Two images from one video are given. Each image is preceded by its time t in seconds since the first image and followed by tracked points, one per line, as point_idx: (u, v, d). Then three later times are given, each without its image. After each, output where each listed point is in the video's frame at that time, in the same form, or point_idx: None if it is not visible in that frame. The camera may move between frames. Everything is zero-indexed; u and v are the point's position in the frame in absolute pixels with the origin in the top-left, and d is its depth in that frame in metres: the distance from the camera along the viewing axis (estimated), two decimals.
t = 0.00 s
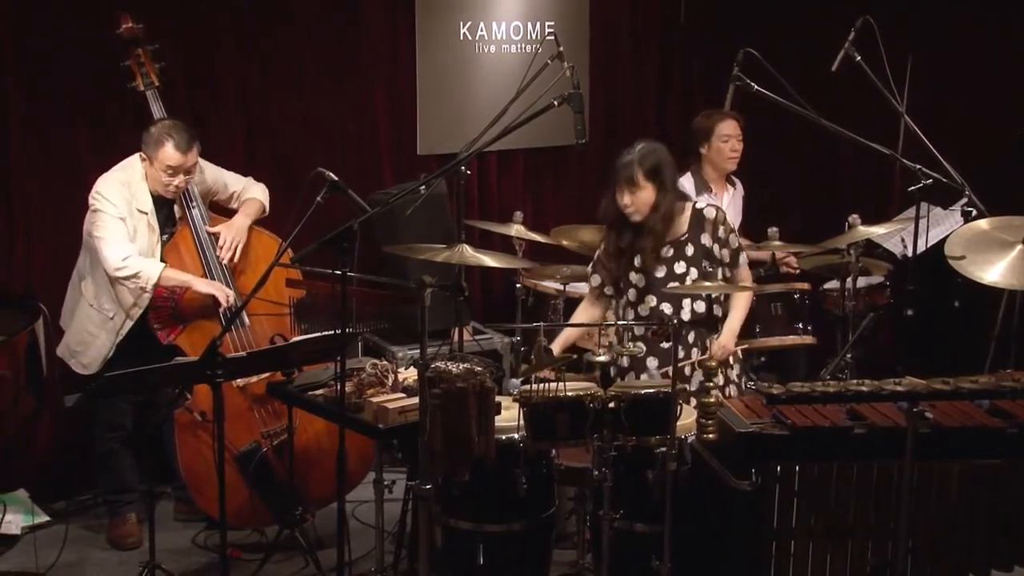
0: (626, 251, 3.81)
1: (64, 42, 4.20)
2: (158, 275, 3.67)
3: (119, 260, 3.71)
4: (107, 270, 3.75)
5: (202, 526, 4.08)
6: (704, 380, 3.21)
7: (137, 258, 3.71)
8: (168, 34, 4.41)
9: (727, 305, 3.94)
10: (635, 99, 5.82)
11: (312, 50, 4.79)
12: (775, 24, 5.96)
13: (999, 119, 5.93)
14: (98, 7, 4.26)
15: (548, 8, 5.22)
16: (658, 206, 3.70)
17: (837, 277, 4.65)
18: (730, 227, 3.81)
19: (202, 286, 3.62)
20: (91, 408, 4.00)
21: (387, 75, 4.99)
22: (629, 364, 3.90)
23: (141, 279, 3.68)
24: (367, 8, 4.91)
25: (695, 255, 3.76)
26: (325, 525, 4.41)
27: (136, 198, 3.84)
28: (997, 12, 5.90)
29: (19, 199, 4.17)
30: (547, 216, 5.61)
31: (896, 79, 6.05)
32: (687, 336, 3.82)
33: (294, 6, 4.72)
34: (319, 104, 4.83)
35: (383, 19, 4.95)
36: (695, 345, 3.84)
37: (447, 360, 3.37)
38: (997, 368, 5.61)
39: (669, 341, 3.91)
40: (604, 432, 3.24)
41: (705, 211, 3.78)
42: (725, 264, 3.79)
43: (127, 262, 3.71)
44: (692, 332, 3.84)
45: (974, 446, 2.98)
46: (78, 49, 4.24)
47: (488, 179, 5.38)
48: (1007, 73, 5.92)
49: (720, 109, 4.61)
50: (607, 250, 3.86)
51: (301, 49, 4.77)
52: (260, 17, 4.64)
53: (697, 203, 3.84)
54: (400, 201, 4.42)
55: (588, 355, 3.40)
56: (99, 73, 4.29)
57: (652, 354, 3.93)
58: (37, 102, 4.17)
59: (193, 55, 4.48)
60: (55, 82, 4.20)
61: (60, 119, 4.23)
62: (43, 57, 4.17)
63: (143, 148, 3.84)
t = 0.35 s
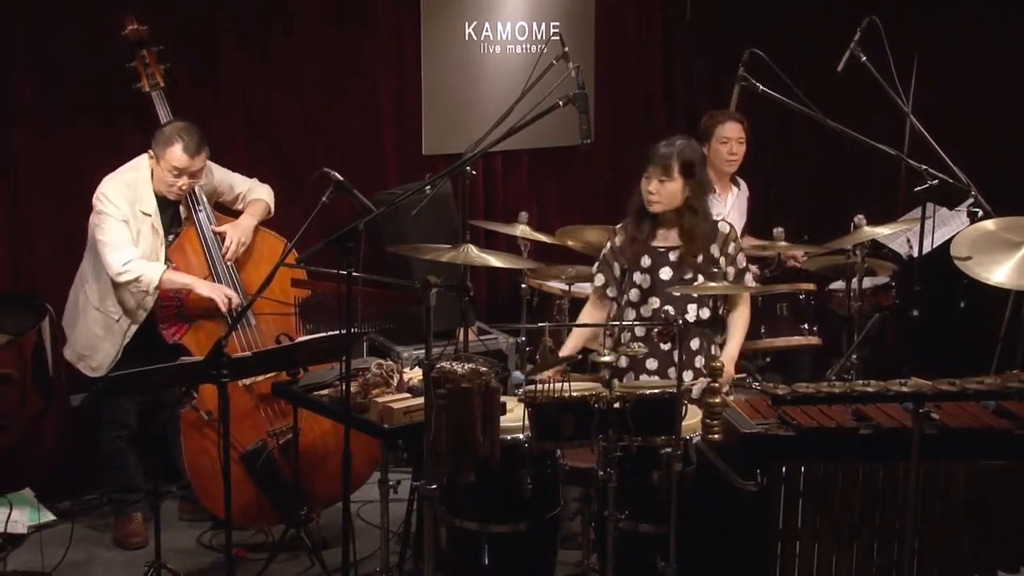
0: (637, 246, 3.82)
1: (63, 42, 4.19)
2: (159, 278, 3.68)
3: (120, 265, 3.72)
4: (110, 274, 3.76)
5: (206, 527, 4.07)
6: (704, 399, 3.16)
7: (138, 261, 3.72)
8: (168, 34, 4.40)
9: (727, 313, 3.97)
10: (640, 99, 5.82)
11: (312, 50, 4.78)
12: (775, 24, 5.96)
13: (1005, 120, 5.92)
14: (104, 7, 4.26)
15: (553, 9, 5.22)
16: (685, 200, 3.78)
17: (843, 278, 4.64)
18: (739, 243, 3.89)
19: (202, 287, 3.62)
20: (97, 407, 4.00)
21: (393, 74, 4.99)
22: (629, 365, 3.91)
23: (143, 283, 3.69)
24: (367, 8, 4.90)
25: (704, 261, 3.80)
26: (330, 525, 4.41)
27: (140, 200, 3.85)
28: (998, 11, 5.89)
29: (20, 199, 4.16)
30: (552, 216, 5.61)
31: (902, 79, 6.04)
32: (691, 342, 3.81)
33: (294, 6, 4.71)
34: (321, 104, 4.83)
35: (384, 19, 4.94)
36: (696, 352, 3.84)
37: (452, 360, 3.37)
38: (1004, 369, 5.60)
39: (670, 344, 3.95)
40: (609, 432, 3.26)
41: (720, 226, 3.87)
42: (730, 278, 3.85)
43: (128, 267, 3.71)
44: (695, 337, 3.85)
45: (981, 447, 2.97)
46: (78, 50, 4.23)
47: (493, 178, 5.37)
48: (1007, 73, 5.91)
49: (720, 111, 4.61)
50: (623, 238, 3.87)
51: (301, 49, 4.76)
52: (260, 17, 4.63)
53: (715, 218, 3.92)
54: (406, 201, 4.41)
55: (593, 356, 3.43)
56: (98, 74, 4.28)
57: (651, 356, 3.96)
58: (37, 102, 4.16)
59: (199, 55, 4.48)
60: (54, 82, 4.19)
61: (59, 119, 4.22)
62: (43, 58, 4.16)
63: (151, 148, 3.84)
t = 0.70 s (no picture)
0: (648, 245, 3.74)
1: (64, 42, 4.13)
2: (158, 283, 3.65)
3: (119, 272, 3.68)
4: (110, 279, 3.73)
5: (213, 530, 4.01)
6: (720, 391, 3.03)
7: (136, 269, 3.67)
8: (169, 34, 4.33)
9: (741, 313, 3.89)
10: (654, 98, 5.75)
11: (323, 48, 4.72)
12: (784, 22, 5.87)
13: None
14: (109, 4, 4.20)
15: (565, 7, 5.17)
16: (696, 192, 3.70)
17: (860, 280, 4.56)
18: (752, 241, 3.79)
19: (199, 289, 3.59)
20: (102, 409, 3.93)
21: (403, 73, 4.92)
22: (639, 367, 3.87)
23: (141, 289, 3.67)
24: (373, 6, 4.82)
25: (715, 260, 3.71)
26: (338, 529, 4.35)
27: (145, 203, 3.80)
28: (995, 12, 5.84)
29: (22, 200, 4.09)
30: (564, 216, 5.54)
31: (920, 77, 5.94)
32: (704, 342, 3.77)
33: (294, 6, 4.63)
34: (328, 103, 4.75)
35: (391, 17, 4.86)
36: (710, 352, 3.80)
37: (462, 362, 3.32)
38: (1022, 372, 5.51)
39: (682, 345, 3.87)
40: (622, 436, 3.19)
41: (732, 224, 3.77)
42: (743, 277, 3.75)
43: (126, 273, 3.67)
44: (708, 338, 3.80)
45: (1003, 453, 2.89)
46: (79, 50, 4.17)
47: (505, 178, 5.31)
48: None
49: (733, 109, 4.53)
50: (634, 235, 3.79)
51: (307, 49, 4.68)
52: (260, 17, 4.56)
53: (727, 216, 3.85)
54: (415, 201, 4.35)
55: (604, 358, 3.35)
56: (99, 73, 4.21)
57: (663, 358, 3.88)
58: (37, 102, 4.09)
59: (206, 53, 4.43)
60: (56, 83, 4.12)
61: (61, 118, 4.16)
62: (43, 57, 4.09)
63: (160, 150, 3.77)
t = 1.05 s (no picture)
0: (666, 252, 3.59)
1: (62, 41, 4.01)
2: (166, 275, 3.50)
3: (123, 266, 3.53)
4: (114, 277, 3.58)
5: (219, 539, 3.87)
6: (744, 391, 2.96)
7: (143, 262, 3.53)
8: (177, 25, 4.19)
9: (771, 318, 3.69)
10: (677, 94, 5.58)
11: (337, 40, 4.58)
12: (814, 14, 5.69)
13: None
14: None
15: None
16: (693, 197, 3.49)
17: (893, 282, 4.38)
18: (777, 238, 3.57)
19: (206, 281, 3.44)
20: (104, 413, 3.78)
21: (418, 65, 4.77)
22: (662, 375, 3.72)
23: (148, 284, 3.51)
24: (375, 5, 4.63)
25: (737, 261, 3.54)
26: (348, 540, 4.20)
27: (150, 198, 3.65)
28: None
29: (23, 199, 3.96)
30: (583, 216, 5.38)
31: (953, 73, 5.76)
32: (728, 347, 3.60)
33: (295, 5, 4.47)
34: (337, 100, 4.60)
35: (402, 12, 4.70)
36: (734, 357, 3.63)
37: (477, 367, 3.21)
38: None
39: (706, 351, 3.69)
40: (643, 443, 3.07)
41: (753, 220, 3.56)
42: (770, 276, 3.54)
43: (131, 268, 3.53)
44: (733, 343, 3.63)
45: None
46: (77, 50, 4.04)
47: (522, 176, 5.18)
48: None
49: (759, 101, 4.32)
50: (653, 241, 3.65)
51: (314, 46, 4.54)
52: (275, 8, 4.43)
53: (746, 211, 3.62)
54: (429, 199, 4.20)
55: (625, 363, 3.27)
56: (99, 73, 4.08)
57: (686, 365, 3.71)
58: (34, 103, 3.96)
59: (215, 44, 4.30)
60: (53, 81, 3.99)
61: (60, 118, 4.03)
62: (40, 56, 3.96)
63: (161, 140, 3.64)
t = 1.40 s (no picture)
0: (695, 250, 3.46)
1: (63, 33, 3.77)
2: (182, 271, 3.31)
3: (139, 262, 3.33)
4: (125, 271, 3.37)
5: (226, 550, 3.71)
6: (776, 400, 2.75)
7: (159, 256, 3.33)
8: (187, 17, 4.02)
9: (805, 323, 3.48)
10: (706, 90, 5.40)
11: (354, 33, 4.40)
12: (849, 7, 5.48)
13: None
14: None
15: None
16: (726, 192, 3.36)
17: (931, 285, 4.20)
18: (814, 240, 3.40)
19: (230, 278, 3.28)
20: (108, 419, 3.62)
21: (437, 59, 4.60)
22: (688, 379, 3.59)
23: (165, 279, 3.32)
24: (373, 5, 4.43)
25: (769, 263, 3.39)
26: (361, 551, 4.06)
27: (159, 196, 3.43)
28: None
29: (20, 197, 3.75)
30: (605, 216, 5.22)
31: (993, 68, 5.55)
32: (757, 352, 3.43)
33: None
34: (355, 96, 4.44)
35: (420, 5, 4.52)
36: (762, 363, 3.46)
37: (494, 372, 3.07)
38: None
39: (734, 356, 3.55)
40: (668, 453, 2.88)
41: (787, 220, 3.39)
42: (803, 279, 3.39)
43: (146, 263, 3.33)
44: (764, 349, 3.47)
45: None
46: (77, 42, 3.80)
47: (544, 175, 5.01)
48: None
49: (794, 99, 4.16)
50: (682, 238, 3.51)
51: (330, 40, 4.35)
52: None
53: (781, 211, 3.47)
54: (446, 197, 4.05)
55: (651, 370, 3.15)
56: (101, 71, 3.84)
57: (714, 370, 3.58)
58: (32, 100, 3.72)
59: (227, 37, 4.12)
60: (51, 76, 3.76)
61: (59, 114, 3.79)
62: (38, 47, 3.73)
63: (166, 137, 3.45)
